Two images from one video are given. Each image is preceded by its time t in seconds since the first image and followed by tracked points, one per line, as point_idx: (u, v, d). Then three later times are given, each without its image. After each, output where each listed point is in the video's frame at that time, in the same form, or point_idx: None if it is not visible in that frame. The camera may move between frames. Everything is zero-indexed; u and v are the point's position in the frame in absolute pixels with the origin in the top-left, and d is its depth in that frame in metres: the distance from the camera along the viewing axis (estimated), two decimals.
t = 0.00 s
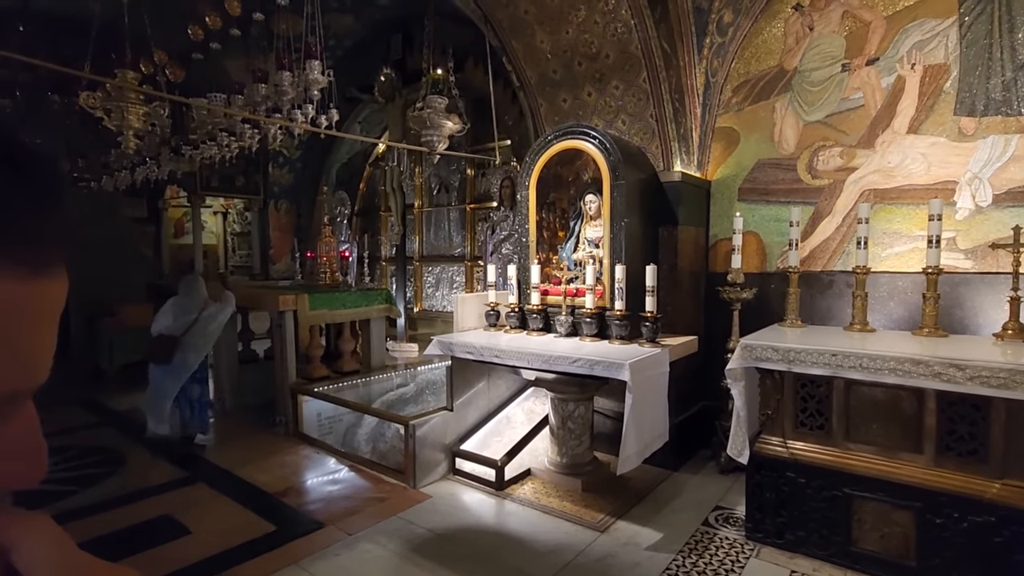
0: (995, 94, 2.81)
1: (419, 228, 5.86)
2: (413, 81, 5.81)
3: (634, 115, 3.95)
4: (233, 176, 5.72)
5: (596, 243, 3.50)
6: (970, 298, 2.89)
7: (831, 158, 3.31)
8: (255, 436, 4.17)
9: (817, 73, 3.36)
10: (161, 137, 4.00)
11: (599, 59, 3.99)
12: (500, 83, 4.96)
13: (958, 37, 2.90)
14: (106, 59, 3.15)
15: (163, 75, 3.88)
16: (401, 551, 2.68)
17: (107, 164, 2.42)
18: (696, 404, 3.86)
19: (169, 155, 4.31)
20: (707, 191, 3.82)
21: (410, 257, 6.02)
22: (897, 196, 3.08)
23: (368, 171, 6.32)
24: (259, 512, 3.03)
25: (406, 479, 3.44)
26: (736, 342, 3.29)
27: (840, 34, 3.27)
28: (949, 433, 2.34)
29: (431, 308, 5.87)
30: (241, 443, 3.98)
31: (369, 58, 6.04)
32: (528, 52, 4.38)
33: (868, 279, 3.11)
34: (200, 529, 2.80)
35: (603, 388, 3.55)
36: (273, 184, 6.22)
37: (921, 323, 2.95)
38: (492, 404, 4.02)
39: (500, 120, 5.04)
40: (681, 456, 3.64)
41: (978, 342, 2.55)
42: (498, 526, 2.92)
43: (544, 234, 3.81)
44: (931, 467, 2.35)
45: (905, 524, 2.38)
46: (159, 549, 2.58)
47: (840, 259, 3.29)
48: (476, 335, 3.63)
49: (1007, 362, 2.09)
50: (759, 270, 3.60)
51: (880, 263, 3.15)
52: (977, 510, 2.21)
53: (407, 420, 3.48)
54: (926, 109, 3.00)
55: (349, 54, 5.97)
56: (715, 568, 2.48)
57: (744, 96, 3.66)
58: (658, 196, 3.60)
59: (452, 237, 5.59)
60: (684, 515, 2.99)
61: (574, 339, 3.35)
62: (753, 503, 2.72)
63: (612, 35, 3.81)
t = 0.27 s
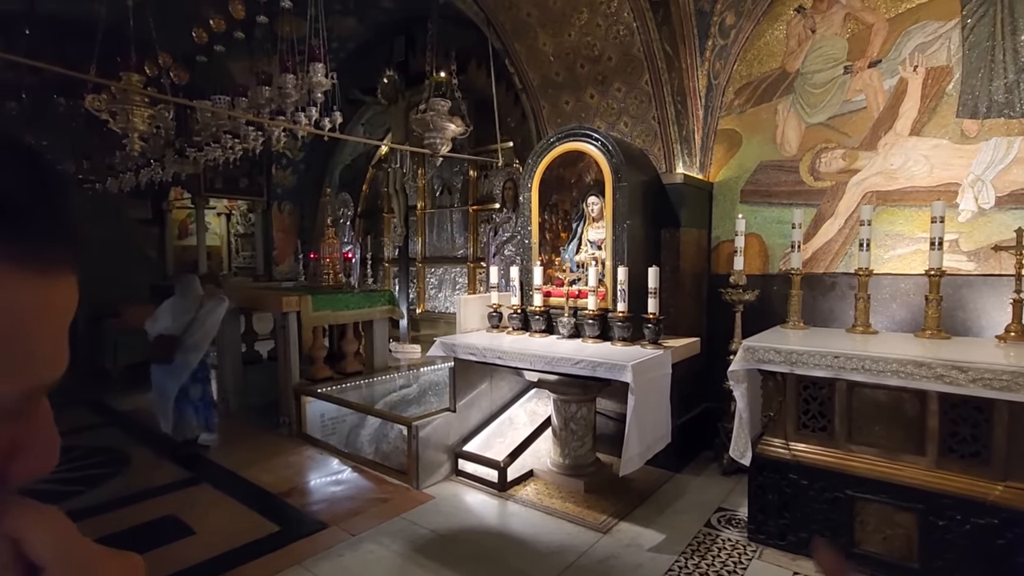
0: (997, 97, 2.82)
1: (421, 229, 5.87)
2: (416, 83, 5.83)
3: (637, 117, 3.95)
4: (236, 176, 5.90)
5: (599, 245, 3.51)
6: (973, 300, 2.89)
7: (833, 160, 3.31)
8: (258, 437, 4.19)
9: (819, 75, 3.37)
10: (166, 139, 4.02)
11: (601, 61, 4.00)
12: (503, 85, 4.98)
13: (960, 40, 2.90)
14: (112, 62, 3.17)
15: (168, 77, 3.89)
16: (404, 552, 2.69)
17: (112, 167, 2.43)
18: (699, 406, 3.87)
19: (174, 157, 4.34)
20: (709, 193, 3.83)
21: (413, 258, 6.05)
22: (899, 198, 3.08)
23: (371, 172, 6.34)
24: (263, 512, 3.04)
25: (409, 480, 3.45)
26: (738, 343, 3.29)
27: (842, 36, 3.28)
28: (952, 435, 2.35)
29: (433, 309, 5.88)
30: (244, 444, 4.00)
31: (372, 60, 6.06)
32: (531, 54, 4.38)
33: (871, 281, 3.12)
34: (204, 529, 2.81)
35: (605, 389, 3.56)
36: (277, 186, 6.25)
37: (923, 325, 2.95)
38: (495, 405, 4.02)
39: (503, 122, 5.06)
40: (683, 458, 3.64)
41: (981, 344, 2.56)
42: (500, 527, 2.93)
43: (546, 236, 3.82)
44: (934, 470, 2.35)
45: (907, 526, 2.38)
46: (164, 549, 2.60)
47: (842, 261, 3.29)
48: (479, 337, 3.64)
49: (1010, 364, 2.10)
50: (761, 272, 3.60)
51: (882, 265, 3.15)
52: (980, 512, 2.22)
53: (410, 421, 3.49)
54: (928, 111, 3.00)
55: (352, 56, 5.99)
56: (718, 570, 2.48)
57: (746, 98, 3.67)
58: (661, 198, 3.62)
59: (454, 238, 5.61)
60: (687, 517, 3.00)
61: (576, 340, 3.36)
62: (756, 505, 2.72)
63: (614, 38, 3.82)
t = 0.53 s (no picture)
0: (999, 99, 2.82)
1: (423, 230, 5.89)
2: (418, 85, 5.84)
3: (639, 119, 3.96)
4: (239, 178, 5.96)
5: (601, 246, 3.52)
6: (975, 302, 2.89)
7: (835, 162, 3.32)
8: (260, 438, 4.20)
9: (821, 77, 3.37)
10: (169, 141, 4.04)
11: (604, 63, 4.01)
12: (505, 86, 4.99)
13: (962, 42, 2.91)
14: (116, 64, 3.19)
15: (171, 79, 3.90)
16: (407, 553, 2.69)
17: (115, 169, 2.43)
18: (700, 407, 3.88)
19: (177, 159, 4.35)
20: (711, 195, 3.84)
21: (415, 259, 6.06)
22: (901, 199, 3.09)
23: (373, 174, 6.34)
24: (266, 513, 3.05)
25: (411, 481, 3.46)
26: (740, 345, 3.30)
27: (844, 38, 3.29)
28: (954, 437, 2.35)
29: (435, 310, 5.90)
30: (247, 445, 4.01)
31: (374, 62, 6.07)
32: (533, 56, 4.39)
33: (873, 283, 3.12)
34: (207, 530, 2.82)
35: (607, 391, 3.57)
36: (279, 187, 6.27)
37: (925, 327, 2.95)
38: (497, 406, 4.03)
39: (505, 123, 5.07)
40: (685, 460, 3.65)
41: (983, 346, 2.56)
42: (503, 529, 2.93)
43: (549, 238, 3.82)
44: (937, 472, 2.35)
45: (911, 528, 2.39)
46: (168, 551, 2.61)
47: (844, 263, 3.30)
48: (481, 338, 3.65)
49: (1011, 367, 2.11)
50: (763, 274, 3.61)
51: (884, 267, 3.16)
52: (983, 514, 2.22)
53: (413, 422, 3.50)
54: (930, 113, 3.01)
55: (355, 58, 6.01)
56: (721, 572, 2.49)
57: (748, 100, 3.68)
58: (663, 200, 3.62)
59: (456, 239, 5.62)
60: (689, 518, 3.00)
61: (579, 342, 3.37)
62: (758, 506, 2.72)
63: (616, 40, 3.83)
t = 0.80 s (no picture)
0: (1002, 99, 2.80)
1: (424, 232, 5.88)
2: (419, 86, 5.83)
3: (641, 120, 3.95)
4: (240, 178, 5.90)
5: (603, 248, 3.51)
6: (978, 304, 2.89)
7: (837, 163, 3.31)
8: (261, 439, 4.19)
9: (823, 78, 3.36)
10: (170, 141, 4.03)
11: (605, 64, 4.00)
12: (506, 87, 4.99)
13: (965, 43, 2.89)
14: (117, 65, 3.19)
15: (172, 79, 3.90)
16: (408, 555, 2.68)
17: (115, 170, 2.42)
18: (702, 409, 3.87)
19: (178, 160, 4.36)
20: (713, 196, 3.84)
21: (416, 260, 6.05)
22: (904, 201, 3.08)
23: (374, 174, 6.33)
24: (267, 515, 3.04)
25: (412, 482, 3.45)
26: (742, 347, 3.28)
27: (847, 39, 3.28)
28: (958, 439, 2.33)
29: (436, 311, 5.89)
30: (248, 447, 4.00)
31: (376, 63, 6.07)
32: (535, 57, 4.38)
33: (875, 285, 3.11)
34: (208, 532, 2.81)
35: (609, 392, 3.56)
36: (280, 188, 6.26)
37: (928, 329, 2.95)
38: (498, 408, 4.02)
39: (506, 124, 5.07)
40: (687, 461, 3.64)
41: (987, 348, 2.55)
42: (505, 531, 2.92)
43: (550, 239, 3.83)
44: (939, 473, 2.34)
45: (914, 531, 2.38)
46: (167, 552, 2.59)
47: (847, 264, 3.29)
48: (482, 339, 3.64)
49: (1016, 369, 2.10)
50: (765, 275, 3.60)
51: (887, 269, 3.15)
52: (986, 516, 2.21)
53: (414, 424, 3.48)
54: (933, 114, 3.00)
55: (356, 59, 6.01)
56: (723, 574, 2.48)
57: (750, 101, 3.67)
58: (665, 201, 3.62)
59: (457, 240, 5.62)
60: (691, 520, 2.99)
61: (580, 343, 3.36)
62: (761, 509, 2.72)
63: (618, 41, 3.83)
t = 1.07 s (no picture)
0: (1005, 100, 2.79)
1: (425, 232, 5.88)
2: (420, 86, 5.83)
3: (642, 121, 3.95)
4: (241, 179, 5.92)
5: (604, 248, 3.51)
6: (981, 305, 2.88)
7: (839, 164, 3.30)
8: (263, 440, 4.19)
9: (825, 79, 3.36)
10: (172, 142, 4.03)
11: (607, 65, 4.00)
12: (507, 88, 4.99)
13: (968, 44, 2.89)
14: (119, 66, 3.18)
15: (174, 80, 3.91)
16: (410, 556, 2.68)
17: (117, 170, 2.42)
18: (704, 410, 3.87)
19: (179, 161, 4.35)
20: (714, 197, 3.83)
21: (416, 261, 6.05)
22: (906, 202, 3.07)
23: (375, 175, 6.33)
24: (267, 516, 3.04)
25: (413, 483, 3.44)
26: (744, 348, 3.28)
27: (848, 40, 3.28)
28: (961, 441, 2.33)
29: (437, 312, 5.88)
30: (249, 447, 4.00)
31: (377, 64, 6.07)
32: (536, 58, 4.38)
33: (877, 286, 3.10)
34: (209, 533, 2.81)
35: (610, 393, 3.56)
36: (281, 189, 6.27)
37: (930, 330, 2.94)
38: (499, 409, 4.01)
39: (507, 125, 5.07)
40: (688, 463, 3.63)
41: (989, 349, 2.55)
42: (506, 532, 2.92)
43: (551, 239, 3.82)
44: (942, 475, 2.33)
45: (916, 533, 2.37)
46: (168, 553, 2.59)
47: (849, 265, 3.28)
48: (483, 340, 3.63)
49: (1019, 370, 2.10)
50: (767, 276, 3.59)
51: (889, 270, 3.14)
52: (990, 518, 2.21)
53: (415, 424, 3.48)
54: (935, 115, 2.99)
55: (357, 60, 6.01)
56: None
57: (751, 101, 3.67)
58: (666, 202, 3.61)
59: (458, 241, 5.62)
60: (693, 522, 2.98)
61: (582, 344, 3.36)
62: (762, 511, 2.71)
63: (619, 42, 3.83)
